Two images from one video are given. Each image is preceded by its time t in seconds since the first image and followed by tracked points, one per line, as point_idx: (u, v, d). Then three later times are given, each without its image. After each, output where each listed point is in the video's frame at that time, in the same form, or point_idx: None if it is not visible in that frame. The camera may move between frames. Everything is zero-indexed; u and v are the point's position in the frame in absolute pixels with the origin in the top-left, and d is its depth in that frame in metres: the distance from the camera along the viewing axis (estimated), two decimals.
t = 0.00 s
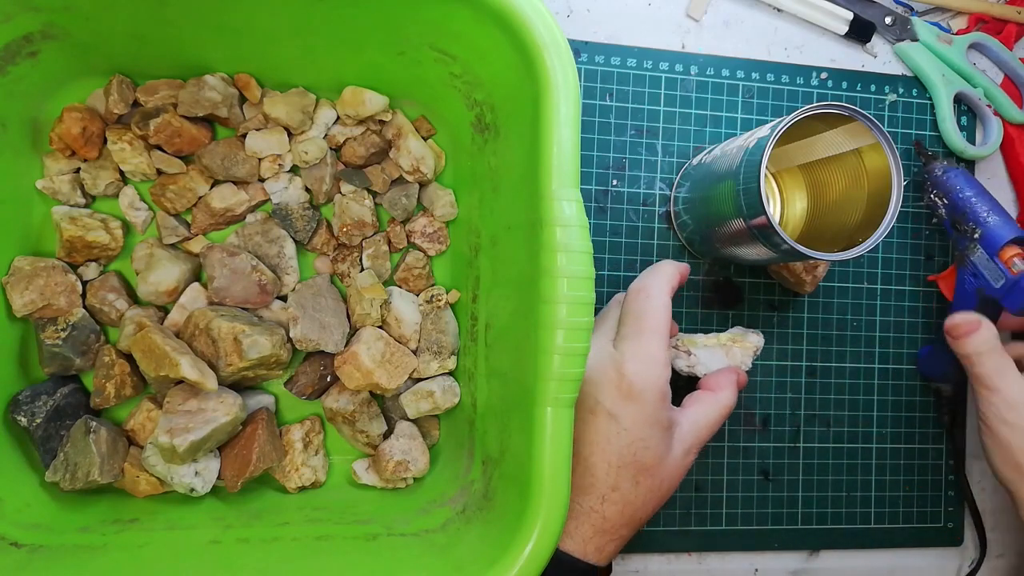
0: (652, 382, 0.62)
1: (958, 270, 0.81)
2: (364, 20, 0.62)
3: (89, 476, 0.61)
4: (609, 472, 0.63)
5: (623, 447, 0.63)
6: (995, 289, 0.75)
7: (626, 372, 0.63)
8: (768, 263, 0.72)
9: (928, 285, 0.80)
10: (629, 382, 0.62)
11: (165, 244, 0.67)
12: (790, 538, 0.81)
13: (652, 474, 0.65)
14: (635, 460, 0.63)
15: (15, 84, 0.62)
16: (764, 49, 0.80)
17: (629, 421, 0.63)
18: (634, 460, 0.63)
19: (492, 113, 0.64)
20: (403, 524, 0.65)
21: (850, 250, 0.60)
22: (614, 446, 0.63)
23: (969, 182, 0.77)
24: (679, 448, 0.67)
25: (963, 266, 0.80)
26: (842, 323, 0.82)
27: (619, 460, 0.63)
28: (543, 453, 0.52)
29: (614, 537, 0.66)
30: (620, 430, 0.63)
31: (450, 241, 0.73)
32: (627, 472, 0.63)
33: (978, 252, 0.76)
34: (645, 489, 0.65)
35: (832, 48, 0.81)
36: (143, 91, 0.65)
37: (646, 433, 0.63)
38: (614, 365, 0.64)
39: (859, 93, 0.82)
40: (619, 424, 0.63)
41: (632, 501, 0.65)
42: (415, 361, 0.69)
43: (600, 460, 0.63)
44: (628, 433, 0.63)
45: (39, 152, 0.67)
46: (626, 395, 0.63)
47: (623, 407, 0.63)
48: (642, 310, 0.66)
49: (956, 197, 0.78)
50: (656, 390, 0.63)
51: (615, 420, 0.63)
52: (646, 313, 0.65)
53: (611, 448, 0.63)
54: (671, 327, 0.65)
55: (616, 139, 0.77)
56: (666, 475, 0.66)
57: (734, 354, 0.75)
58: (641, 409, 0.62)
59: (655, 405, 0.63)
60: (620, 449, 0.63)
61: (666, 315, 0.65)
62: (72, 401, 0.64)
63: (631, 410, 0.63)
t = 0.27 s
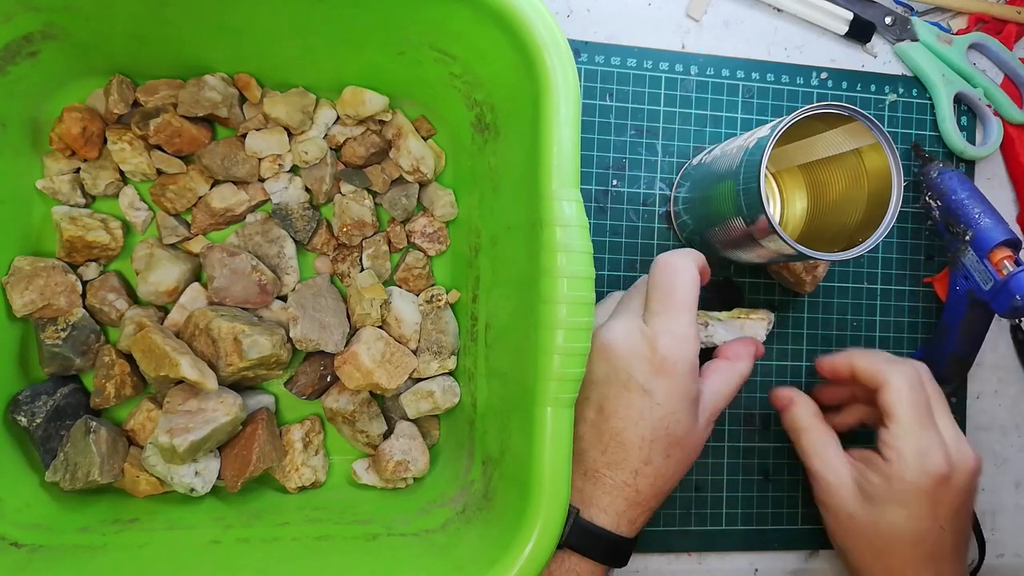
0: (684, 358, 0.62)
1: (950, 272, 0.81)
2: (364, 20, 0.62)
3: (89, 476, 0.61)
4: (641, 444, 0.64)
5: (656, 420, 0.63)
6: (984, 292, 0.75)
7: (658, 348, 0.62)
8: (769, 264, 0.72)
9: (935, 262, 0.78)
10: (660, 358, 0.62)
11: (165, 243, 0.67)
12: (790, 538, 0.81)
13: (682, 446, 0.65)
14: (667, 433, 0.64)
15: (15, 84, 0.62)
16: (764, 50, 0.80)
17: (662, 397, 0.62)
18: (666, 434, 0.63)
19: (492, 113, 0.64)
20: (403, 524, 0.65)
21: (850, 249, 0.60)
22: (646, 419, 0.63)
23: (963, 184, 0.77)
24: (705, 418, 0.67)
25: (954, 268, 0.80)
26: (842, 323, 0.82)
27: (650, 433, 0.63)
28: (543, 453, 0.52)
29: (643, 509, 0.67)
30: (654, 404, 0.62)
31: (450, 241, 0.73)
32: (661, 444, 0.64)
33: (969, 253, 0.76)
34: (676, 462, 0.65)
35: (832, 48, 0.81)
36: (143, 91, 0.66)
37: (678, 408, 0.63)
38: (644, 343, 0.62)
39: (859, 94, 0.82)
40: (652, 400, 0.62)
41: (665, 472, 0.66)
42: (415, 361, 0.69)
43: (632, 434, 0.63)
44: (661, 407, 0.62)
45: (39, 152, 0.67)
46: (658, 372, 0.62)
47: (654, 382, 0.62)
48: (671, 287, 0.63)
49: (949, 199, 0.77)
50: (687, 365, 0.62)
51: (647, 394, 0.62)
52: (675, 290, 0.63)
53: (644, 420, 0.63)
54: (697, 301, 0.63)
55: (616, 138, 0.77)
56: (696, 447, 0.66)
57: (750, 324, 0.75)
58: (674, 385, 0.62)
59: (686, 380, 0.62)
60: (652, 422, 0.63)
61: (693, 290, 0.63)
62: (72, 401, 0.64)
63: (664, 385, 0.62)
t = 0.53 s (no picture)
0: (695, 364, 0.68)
1: (950, 273, 0.80)
2: (364, 20, 0.62)
3: (89, 476, 0.61)
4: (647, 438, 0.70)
5: (661, 417, 0.69)
6: (983, 292, 0.75)
7: (675, 356, 0.67)
8: (770, 264, 0.72)
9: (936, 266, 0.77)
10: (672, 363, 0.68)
11: (165, 243, 0.67)
12: (790, 538, 0.81)
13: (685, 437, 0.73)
14: (670, 428, 0.70)
15: (15, 84, 0.62)
16: (764, 50, 0.80)
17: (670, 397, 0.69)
18: (670, 429, 0.70)
19: (492, 113, 0.64)
20: (403, 524, 0.65)
21: (850, 249, 0.60)
22: (653, 416, 0.69)
23: (962, 184, 0.77)
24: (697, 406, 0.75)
25: (954, 268, 0.79)
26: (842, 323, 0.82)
27: (656, 427, 0.70)
28: (543, 453, 0.52)
29: (643, 498, 0.73)
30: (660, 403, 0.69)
31: (450, 241, 0.73)
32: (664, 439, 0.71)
33: (968, 253, 0.76)
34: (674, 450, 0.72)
35: (832, 48, 0.81)
36: (143, 91, 0.66)
37: (683, 407, 0.70)
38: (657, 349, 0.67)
39: (859, 94, 0.82)
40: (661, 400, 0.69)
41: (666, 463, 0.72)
42: (415, 361, 0.69)
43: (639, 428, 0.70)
44: (668, 406, 0.69)
45: (39, 152, 0.67)
46: (669, 376, 0.68)
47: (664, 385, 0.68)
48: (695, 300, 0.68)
49: (949, 199, 0.77)
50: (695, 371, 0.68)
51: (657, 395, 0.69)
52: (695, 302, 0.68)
53: (651, 418, 0.69)
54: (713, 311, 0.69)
55: (616, 139, 0.77)
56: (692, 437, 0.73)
57: (759, 300, 0.77)
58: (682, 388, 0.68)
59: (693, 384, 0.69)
60: (659, 420, 0.69)
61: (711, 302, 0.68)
62: (72, 401, 0.64)
63: (671, 387, 0.68)
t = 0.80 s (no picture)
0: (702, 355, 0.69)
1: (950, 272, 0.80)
2: (365, 20, 0.62)
3: (89, 476, 0.61)
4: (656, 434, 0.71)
5: (670, 411, 0.70)
6: (983, 292, 0.75)
7: (677, 351, 0.68)
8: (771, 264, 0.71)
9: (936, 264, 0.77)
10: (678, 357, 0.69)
11: (165, 243, 0.67)
12: (790, 538, 0.81)
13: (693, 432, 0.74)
14: (680, 422, 0.71)
15: (15, 84, 0.62)
16: (764, 50, 0.80)
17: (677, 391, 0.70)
18: (678, 423, 0.71)
19: (492, 113, 0.64)
20: (403, 524, 0.65)
21: (850, 250, 0.60)
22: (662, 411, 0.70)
23: (963, 184, 0.77)
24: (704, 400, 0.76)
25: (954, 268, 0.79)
26: (842, 323, 0.82)
27: (662, 421, 0.70)
28: (543, 454, 0.52)
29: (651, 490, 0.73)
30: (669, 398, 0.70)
31: (450, 241, 0.73)
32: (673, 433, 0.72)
33: (968, 253, 0.76)
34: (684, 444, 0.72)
35: (832, 48, 0.81)
36: (143, 91, 0.66)
37: (690, 400, 0.70)
38: (662, 344, 0.68)
39: (859, 94, 0.82)
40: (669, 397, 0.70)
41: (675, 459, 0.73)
42: (415, 361, 0.69)
43: (644, 424, 0.70)
44: (677, 401, 0.70)
45: (39, 152, 0.67)
46: (675, 370, 0.69)
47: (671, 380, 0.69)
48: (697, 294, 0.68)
49: (948, 199, 0.77)
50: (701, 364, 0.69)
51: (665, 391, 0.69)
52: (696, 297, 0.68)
53: (660, 413, 0.70)
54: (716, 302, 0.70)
55: (616, 138, 0.77)
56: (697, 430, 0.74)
57: (759, 286, 0.74)
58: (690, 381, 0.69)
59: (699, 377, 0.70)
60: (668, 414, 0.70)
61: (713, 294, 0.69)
62: (72, 401, 0.64)
63: (678, 382, 0.69)
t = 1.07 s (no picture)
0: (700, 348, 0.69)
1: (950, 273, 0.80)
2: (365, 20, 0.62)
3: (89, 476, 0.61)
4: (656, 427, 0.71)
5: (670, 403, 0.71)
6: (983, 292, 0.75)
7: (677, 345, 0.69)
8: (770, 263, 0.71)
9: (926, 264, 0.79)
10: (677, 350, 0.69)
11: (165, 243, 0.67)
12: (790, 538, 0.81)
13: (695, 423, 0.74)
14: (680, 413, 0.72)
15: (15, 84, 0.62)
16: (764, 50, 0.80)
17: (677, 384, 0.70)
18: (677, 415, 0.71)
19: (492, 113, 0.64)
20: (403, 524, 0.65)
21: (850, 249, 0.60)
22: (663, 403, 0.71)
23: (962, 184, 0.77)
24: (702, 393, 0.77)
25: (954, 267, 0.79)
26: (842, 323, 0.82)
27: (662, 412, 0.71)
28: (543, 454, 0.52)
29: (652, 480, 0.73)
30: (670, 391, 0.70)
31: (450, 241, 0.73)
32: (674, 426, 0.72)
33: (968, 253, 0.76)
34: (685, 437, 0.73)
35: (832, 48, 0.81)
36: (143, 91, 0.66)
37: (689, 392, 0.71)
38: (661, 336, 0.69)
39: (859, 93, 0.82)
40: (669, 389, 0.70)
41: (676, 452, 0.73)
42: (415, 361, 0.69)
43: (645, 417, 0.71)
44: (677, 392, 0.70)
45: (39, 152, 0.67)
46: (675, 364, 0.69)
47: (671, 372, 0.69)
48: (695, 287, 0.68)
49: (948, 199, 0.77)
50: (700, 356, 0.70)
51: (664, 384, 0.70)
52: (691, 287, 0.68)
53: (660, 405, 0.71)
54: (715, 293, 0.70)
55: (616, 138, 0.77)
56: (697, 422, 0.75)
57: (756, 276, 0.75)
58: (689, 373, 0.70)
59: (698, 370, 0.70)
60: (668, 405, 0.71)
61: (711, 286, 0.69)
62: (72, 402, 0.64)
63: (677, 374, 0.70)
